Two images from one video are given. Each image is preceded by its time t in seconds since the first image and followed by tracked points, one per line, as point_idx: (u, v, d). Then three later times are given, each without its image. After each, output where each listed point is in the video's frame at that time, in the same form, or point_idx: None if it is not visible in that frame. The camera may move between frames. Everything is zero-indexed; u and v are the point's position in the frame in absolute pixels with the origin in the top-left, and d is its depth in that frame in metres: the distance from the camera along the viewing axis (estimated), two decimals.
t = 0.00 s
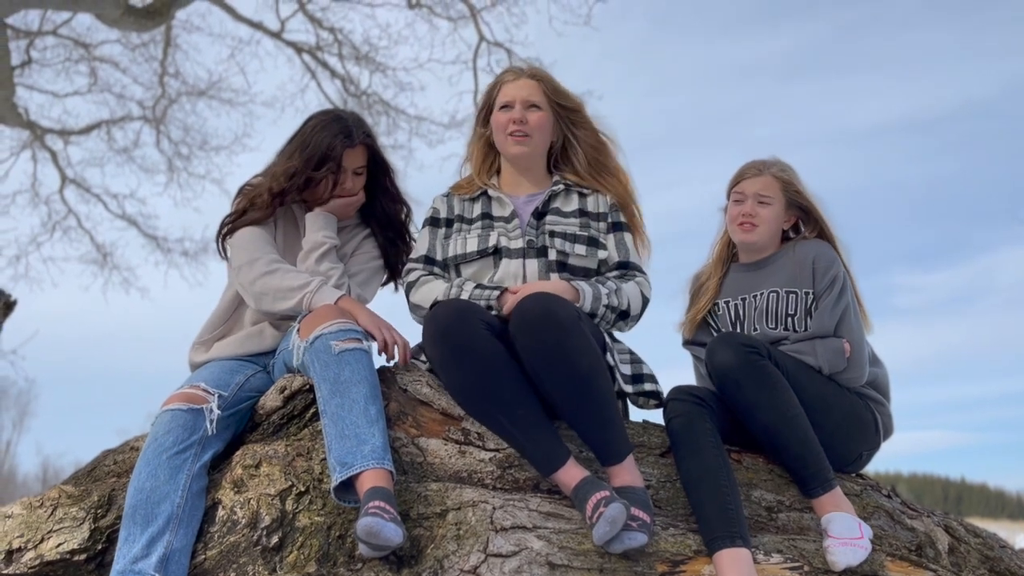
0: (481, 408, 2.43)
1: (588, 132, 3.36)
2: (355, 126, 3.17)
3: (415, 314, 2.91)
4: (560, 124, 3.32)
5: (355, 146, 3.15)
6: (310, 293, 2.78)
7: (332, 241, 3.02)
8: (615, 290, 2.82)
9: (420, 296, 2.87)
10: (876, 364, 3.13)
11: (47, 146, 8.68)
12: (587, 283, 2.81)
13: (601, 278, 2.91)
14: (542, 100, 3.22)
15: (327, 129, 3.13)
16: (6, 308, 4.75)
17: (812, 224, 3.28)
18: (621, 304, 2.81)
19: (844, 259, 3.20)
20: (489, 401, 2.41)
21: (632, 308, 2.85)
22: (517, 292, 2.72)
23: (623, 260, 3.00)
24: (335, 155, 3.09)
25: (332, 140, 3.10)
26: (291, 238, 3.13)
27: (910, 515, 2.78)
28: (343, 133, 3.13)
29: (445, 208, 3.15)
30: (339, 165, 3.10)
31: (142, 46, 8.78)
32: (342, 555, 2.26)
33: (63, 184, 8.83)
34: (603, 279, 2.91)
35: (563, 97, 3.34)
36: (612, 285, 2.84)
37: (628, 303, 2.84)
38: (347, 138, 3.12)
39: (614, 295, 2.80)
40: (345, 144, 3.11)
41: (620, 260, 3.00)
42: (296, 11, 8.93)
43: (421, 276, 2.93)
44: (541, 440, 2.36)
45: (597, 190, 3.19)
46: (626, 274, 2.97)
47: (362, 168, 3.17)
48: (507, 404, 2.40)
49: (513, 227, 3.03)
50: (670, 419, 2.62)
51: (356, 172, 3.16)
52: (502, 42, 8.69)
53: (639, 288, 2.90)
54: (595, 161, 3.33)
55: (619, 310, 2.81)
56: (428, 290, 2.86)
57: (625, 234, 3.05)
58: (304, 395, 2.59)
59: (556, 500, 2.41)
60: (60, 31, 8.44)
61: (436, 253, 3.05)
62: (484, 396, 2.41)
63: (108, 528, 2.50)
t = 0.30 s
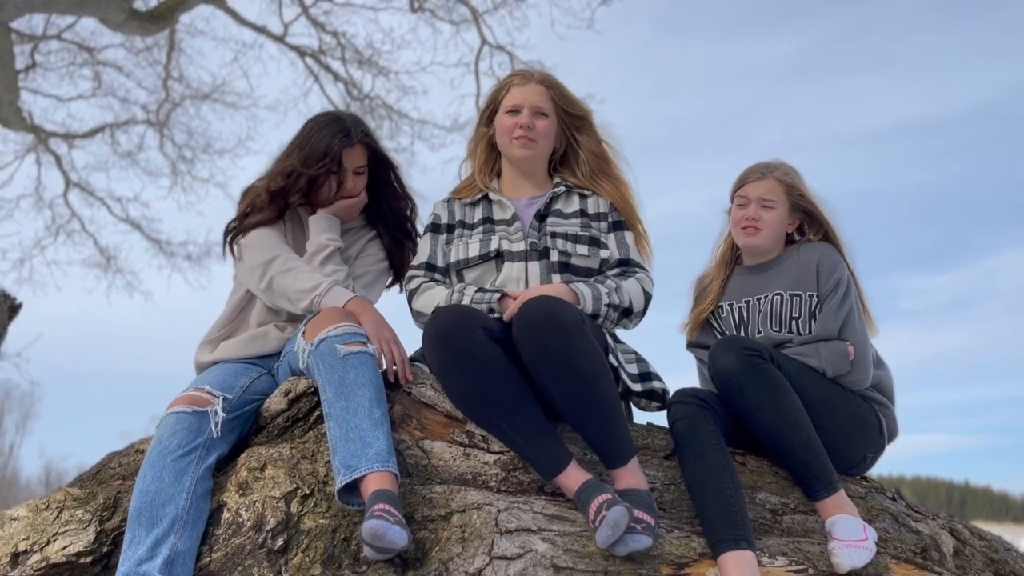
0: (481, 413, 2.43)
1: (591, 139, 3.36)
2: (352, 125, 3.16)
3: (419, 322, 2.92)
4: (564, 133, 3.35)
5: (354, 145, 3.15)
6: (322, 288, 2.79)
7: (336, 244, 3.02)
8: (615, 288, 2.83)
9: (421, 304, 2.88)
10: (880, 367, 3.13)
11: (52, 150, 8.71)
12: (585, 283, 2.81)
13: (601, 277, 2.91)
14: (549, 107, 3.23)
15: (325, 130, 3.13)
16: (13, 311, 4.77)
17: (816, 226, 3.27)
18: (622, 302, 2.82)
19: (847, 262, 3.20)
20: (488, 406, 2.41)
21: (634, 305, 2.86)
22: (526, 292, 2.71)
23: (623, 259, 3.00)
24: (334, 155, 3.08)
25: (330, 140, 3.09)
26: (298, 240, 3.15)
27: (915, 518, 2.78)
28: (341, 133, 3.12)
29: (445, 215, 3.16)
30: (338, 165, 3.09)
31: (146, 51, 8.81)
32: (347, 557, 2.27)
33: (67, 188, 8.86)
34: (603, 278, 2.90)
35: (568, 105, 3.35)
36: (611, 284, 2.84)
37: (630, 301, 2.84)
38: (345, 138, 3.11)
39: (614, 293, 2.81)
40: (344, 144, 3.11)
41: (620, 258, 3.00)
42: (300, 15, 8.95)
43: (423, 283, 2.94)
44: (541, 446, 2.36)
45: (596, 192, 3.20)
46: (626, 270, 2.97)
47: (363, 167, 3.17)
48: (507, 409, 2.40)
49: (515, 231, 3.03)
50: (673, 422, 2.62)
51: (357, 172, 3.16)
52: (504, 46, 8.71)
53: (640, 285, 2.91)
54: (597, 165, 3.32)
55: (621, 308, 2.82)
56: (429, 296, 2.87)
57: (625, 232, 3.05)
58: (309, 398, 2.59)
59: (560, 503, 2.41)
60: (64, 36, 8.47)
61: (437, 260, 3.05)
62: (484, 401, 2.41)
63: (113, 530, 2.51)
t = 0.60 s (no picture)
0: (485, 416, 2.43)
1: (598, 147, 3.38)
2: (338, 120, 3.17)
3: (419, 329, 2.93)
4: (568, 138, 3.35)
5: (344, 139, 3.16)
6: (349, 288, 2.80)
7: (342, 246, 3.02)
8: (610, 287, 2.83)
9: (421, 311, 2.89)
10: (883, 370, 3.13)
11: (56, 153, 8.73)
12: (580, 283, 2.80)
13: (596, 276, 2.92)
14: (560, 116, 3.22)
15: (313, 130, 3.14)
16: (17, 314, 4.78)
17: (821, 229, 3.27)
18: (616, 300, 2.82)
19: (852, 265, 3.20)
20: (492, 410, 2.41)
21: (628, 303, 2.87)
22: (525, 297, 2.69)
23: (619, 253, 3.00)
24: (328, 153, 3.09)
25: (320, 136, 3.10)
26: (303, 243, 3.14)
27: (919, 521, 2.77)
28: (330, 129, 3.13)
29: (446, 219, 3.16)
30: (333, 160, 3.10)
31: (150, 54, 8.84)
32: (350, 561, 2.28)
33: (71, 192, 8.88)
34: (597, 277, 2.91)
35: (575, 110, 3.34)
36: (606, 282, 2.85)
37: (624, 299, 2.85)
38: (335, 134, 3.12)
39: (609, 291, 2.81)
40: (334, 139, 3.12)
41: (616, 252, 3.00)
42: (303, 18, 8.97)
43: (422, 290, 2.94)
44: (545, 449, 2.36)
45: (597, 188, 3.20)
46: (621, 266, 2.99)
47: (357, 160, 3.18)
48: (510, 412, 2.40)
49: (519, 234, 3.03)
50: (675, 426, 2.62)
51: (353, 164, 3.17)
52: (506, 49, 8.72)
53: (633, 283, 2.91)
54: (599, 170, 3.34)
55: (615, 306, 2.83)
56: (430, 304, 2.88)
57: (623, 228, 3.05)
58: (312, 401, 2.60)
59: (563, 506, 2.41)
60: (68, 40, 8.49)
61: (438, 266, 3.05)
62: (487, 405, 2.41)
63: (117, 534, 2.52)
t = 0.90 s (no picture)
0: (488, 417, 2.43)
1: (600, 154, 3.39)
2: (337, 120, 3.17)
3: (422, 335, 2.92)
4: (571, 143, 3.35)
5: (344, 139, 3.16)
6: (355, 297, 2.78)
7: (347, 248, 3.02)
8: (605, 292, 2.82)
9: (423, 317, 2.88)
10: (886, 372, 3.12)
11: (59, 156, 8.75)
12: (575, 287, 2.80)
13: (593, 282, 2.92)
14: (565, 122, 3.21)
15: (313, 131, 3.14)
16: (20, 317, 4.79)
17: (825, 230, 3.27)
18: (613, 305, 2.81)
19: (856, 268, 3.19)
20: (495, 410, 2.41)
21: (625, 308, 2.85)
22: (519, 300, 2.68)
23: (619, 257, 2.99)
24: (329, 153, 3.10)
25: (321, 137, 3.11)
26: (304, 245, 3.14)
27: (922, 523, 2.76)
28: (330, 129, 3.13)
29: (446, 225, 3.16)
30: (334, 161, 3.11)
31: (153, 57, 8.85)
32: (352, 562, 2.27)
33: (74, 194, 8.89)
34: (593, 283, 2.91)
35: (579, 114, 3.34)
36: (602, 287, 2.84)
37: (620, 304, 2.84)
38: (336, 135, 3.13)
39: (605, 296, 2.81)
40: (335, 139, 3.12)
41: (616, 257, 2.99)
42: (306, 21, 8.98)
43: (423, 297, 2.94)
44: (547, 450, 2.36)
45: (596, 190, 3.20)
46: (621, 271, 2.97)
47: (358, 159, 3.19)
48: (514, 413, 2.40)
49: (516, 236, 3.04)
50: (678, 427, 2.61)
51: (354, 164, 3.17)
52: (509, 51, 8.73)
53: (631, 288, 2.90)
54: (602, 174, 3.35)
55: (611, 311, 2.81)
56: (430, 310, 2.87)
57: (622, 230, 3.04)
58: (314, 403, 2.60)
59: (565, 508, 2.40)
60: (71, 43, 8.51)
61: (437, 272, 3.05)
62: (491, 405, 2.41)
63: (120, 535, 2.51)
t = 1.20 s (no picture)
0: (491, 420, 2.44)
1: (608, 157, 3.39)
2: (337, 124, 3.19)
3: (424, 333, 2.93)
4: (577, 145, 3.35)
5: (344, 143, 3.17)
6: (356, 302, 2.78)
7: (349, 251, 3.03)
8: (616, 298, 2.83)
9: (427, 316, 2.89)
10: (888, 374, 3.13)
11: (63, 159, 8.78)
12: (585, 292, 2.81)
13: (604, 288, 2.93)
14: (570, 126, 3.22)
15: (314, 136, 3.15)
16: (24, 320, 4.81)
17: (828, 234, 3.27)
18: (622, 311, 2.82)
19: (858, 270, 3.20)
20: (498, 413, 2.42)
21: (636, 314, 2.86)
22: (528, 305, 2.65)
23: (631, 263, 3.01)
24: (329, 157, 3.11)
25: (321, 141, 3.12)
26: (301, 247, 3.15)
27: (925, 525, 2.77)
28: (331, 134, 3.15)
29: (452, 225, 3.17)
30: (334, 165, 3.12)
31: (156, 61, 8.89)
32: (355, 564, 2.28)
33: (78, 198, 8.92)
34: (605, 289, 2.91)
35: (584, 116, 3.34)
36: (613, 293, 2.85)
37: (631, 310, 2.84)
38: (336, 139, 3.14)
39: (615, 302, 2.81)
40: (335, 143, 3.13)
41: (629, 262, 3.01)
42: (309, 25, 9.01)
43: (428, 296, 2.95)
44: (550, 452, 2.36)
45: (604, 196, 3.21)
46: (634, 276, 2.99)
47: (359, 162, 3.20)
48: (516, 415, 2.41)
49: (522, 239, 3.04)
50: (680, 430, 2.62)
51: (355, 167, 3.19)
52: (512, 55, 8.75)
53: (643, 293, 2.90)
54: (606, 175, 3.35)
55: (621, 317, 2.82)
56: (434, 308, 2.88)
57: (632, 237, 3.05)
58: (317, 405, 2.61)
59: (567, 510, 2.41)
60: (75, 47, 8.54)
61: (443, 273, 3.06)
62: (493, 408, 2.42)
63: (124, 537, 2.52)
